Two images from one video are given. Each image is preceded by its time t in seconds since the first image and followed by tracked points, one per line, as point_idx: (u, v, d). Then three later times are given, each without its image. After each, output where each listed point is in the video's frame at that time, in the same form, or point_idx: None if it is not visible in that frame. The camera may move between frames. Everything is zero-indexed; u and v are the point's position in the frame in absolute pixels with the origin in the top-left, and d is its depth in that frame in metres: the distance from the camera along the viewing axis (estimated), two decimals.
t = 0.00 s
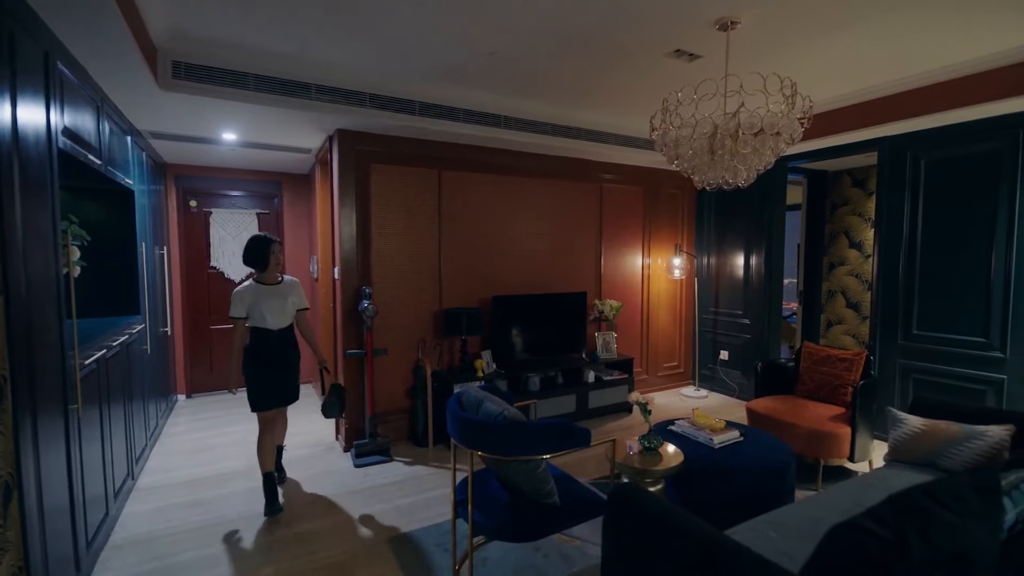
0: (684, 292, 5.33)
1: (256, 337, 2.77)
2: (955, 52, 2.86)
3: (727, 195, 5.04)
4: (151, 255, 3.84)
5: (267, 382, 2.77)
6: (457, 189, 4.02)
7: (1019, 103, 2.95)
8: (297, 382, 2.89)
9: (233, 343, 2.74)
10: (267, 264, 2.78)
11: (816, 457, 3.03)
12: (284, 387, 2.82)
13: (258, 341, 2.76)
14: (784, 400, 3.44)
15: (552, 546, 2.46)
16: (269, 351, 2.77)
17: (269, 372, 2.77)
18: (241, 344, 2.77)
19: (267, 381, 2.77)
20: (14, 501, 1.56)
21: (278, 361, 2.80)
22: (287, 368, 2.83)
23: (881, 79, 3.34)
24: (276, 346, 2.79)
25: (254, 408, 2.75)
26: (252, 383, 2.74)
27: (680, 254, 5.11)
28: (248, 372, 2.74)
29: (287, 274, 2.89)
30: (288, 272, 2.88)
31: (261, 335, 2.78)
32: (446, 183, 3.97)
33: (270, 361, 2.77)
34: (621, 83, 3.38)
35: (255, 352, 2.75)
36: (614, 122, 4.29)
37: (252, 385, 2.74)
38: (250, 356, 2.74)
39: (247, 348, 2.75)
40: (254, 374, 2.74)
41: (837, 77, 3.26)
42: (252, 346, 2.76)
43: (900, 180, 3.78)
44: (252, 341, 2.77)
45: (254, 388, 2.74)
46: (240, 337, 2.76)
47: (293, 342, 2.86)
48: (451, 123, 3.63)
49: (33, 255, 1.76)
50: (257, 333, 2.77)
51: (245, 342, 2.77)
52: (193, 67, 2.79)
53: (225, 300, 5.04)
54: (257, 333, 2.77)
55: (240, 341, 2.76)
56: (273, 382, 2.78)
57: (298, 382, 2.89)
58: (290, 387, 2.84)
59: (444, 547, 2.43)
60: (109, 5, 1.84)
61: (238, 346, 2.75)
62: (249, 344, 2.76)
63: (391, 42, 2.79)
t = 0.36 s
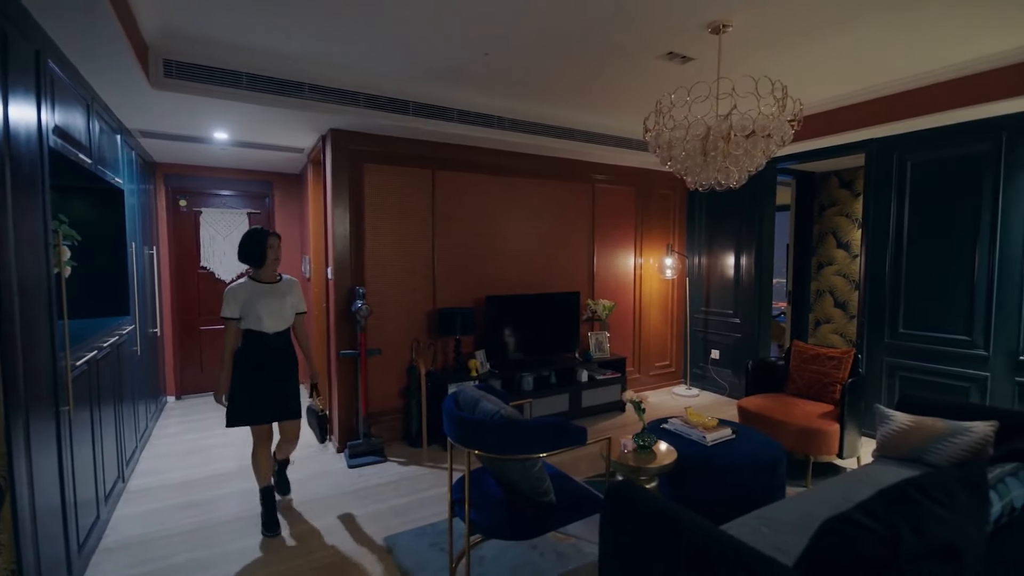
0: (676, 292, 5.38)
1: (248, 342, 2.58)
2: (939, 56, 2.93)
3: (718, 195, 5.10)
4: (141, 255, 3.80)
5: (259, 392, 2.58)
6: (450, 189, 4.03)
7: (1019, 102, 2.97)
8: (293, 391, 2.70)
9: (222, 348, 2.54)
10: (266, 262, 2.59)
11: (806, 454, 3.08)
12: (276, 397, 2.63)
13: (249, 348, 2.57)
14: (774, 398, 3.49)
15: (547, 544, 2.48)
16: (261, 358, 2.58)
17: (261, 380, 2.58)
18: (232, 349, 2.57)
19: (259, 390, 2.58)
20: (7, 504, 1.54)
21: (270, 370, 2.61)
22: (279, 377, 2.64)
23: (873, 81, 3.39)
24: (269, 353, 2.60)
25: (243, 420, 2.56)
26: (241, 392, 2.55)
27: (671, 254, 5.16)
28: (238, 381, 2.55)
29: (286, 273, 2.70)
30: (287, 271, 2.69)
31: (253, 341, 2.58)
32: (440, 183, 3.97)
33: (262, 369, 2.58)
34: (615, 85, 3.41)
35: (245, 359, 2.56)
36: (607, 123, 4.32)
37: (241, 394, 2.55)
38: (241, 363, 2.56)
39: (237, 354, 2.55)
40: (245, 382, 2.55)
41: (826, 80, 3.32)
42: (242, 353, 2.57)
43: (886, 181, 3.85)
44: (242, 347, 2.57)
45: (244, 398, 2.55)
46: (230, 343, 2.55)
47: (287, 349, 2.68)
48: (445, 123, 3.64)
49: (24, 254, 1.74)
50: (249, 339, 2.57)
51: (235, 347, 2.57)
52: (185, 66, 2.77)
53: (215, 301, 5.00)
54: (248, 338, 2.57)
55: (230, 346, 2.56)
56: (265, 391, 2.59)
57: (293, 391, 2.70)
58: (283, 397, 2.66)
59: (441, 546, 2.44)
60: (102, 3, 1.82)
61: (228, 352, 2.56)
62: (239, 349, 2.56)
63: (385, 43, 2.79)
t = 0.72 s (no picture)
0: (665, 292, 5.44)
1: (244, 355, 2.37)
2: (921, 61, 3.01)
3: (707, 196, 5.16)
4: (127, 255, 3.74)
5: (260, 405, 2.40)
6: (442, 189, 4.03)
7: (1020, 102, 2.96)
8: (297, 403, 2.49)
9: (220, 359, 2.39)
10: (269, 263, 2.43)
11: (794, 450, 3.14)
12: (280, 408, 2.44)
13: (246, 359, 2.37)
14: (762, 396, 3.54)
15: (541, 542, 2.50)
16: (259, 368, 2.39)
17: (262, 392, 2.40)
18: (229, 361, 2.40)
19: (261, 401, 2.41)
20: None
21: (270, 380, 2.41)
22: (281, 388, 2.44)
23: (857, 85, 3.46)
24: (268, 362, 2.40)
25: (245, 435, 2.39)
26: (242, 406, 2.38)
27: (661, 255, 5.21)
28: (236, 394, 2.37)
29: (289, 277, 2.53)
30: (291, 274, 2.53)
31: (250, 351, 2.37)
32: (431, 183, 3.97)
33: (262, 380, 2.40)
34: (605, 86, 3.44)
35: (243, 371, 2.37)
36: (597, 125, 4.35)
37: (242, 409, 2.38)
38: (238, 375, 2.37)
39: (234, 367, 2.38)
40: (244, 395, 2.38)
41: (812, 83, 3.39)
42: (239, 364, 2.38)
43: (870, 183, 3.94)
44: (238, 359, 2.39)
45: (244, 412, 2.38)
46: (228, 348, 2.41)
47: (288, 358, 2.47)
48: (437, 123, 3.65)
49: (12, 255, 1.71)
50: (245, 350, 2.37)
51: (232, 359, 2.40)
52: (174, 64, 2.74)
53: (203, 302, 4.94)
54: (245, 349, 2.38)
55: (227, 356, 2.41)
56: (267, 402, 2.41)
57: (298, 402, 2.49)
58: (287, 409, 2.46)
59: (434, 546, 2.44)
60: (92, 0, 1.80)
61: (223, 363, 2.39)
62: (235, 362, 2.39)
63: (377, 43, 2.79)
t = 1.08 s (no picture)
0: (653, 292, 5.50)
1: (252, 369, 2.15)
2: (899, 67, 3.10)
3: (693, 197, 5.23)
4: (109, 255, 3.67)
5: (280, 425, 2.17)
6: (431, 189, 4.02)
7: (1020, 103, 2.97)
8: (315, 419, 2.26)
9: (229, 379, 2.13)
10: (281, 262, 2.23)
11: (779, 447, 3.20)
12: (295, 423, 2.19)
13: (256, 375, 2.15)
14: (748, 393, 3.61)
15: (532, 541, 2.51)
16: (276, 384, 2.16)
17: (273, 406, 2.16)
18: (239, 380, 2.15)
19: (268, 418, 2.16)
20: None
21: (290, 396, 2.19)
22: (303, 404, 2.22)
23: (838, 90, 3.55)
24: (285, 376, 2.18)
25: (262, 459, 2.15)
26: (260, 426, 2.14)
27: (648, 255, 5.27)
28: (249, 415, 2.15)
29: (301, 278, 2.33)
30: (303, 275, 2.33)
31: (265, 362, 2.15)
32: (421, 183, 3.97)
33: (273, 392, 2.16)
34: (593, 88, 3.48)
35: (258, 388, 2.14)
36: (585, 126, 4.39)
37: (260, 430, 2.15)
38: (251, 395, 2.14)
39: (246, 386, 2.14)
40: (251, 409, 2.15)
41: (795, 87, 3.46)
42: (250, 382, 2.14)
43: (851, 185, 4.03)
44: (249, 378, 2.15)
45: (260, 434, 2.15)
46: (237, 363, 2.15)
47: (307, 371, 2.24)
48: (427, 123, 3.65)
49: None
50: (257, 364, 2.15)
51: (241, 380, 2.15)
52: (159, 62, 2.70)
53: (187, 303, 4.86)
54: (256, 359, 2.15)
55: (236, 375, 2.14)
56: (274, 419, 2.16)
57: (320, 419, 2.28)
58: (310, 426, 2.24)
59: (426, 546, 2.44)
60: None
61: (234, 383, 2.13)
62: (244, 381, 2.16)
63: (366, 42, 2.79)
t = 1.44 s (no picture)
0: (641, 292, 5.56)
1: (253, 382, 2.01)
2: (881, 71, 3.17)
3: (680, 198, 5.30)
4: (91, 255, 3.60)
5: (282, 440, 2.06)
6: (421, 189, 4.01)
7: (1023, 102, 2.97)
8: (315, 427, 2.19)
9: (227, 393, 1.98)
10: (284, 262, 2.09)
11: (765, 443, 3.26)
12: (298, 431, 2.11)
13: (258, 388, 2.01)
14: (734, 391, 3.67)
15: (524, 539, 2.53)
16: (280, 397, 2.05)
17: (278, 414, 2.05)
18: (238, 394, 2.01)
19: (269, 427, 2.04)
20: None
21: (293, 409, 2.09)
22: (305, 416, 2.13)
23: (822, 93, 3.62)
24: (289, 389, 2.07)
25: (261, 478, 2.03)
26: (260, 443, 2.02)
27: (636, 255, 5.32)
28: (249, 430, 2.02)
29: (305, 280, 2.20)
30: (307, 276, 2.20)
31: (269, 373, 2.03)
32: (410, 183, 3.96)
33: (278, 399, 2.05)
34: (582, 90, 3.50)
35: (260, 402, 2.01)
36: (574, 126, 4.41)
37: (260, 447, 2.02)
38: (252, 409, 2.01)
39: (246, 397, 2.00)
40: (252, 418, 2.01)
41: (780, 90, 3.53)
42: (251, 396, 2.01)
43: (834, 187, 4.12)
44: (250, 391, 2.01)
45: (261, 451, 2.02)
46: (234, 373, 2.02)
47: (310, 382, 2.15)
48: (416, 123, 3.64)
49: None
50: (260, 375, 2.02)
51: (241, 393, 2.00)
52: (144, 59, 2.66)
53: (172, 304, 4.79)
54: (258, 369, 2.02)
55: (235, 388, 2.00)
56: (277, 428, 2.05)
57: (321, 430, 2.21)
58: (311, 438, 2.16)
59: (418, 546, 2.44)
60: None
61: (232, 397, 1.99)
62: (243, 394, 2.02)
63: (356, 42, 2.78)
